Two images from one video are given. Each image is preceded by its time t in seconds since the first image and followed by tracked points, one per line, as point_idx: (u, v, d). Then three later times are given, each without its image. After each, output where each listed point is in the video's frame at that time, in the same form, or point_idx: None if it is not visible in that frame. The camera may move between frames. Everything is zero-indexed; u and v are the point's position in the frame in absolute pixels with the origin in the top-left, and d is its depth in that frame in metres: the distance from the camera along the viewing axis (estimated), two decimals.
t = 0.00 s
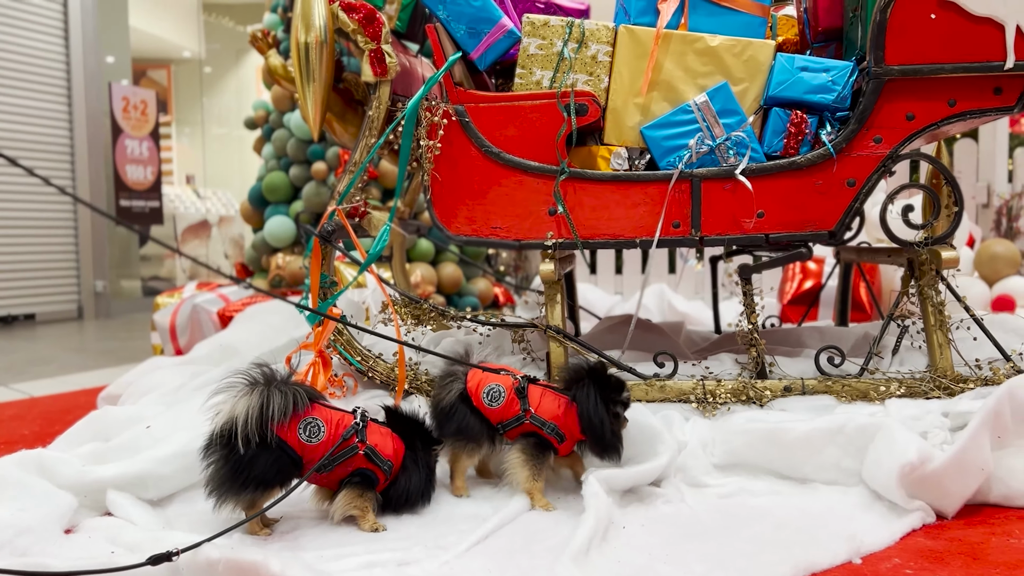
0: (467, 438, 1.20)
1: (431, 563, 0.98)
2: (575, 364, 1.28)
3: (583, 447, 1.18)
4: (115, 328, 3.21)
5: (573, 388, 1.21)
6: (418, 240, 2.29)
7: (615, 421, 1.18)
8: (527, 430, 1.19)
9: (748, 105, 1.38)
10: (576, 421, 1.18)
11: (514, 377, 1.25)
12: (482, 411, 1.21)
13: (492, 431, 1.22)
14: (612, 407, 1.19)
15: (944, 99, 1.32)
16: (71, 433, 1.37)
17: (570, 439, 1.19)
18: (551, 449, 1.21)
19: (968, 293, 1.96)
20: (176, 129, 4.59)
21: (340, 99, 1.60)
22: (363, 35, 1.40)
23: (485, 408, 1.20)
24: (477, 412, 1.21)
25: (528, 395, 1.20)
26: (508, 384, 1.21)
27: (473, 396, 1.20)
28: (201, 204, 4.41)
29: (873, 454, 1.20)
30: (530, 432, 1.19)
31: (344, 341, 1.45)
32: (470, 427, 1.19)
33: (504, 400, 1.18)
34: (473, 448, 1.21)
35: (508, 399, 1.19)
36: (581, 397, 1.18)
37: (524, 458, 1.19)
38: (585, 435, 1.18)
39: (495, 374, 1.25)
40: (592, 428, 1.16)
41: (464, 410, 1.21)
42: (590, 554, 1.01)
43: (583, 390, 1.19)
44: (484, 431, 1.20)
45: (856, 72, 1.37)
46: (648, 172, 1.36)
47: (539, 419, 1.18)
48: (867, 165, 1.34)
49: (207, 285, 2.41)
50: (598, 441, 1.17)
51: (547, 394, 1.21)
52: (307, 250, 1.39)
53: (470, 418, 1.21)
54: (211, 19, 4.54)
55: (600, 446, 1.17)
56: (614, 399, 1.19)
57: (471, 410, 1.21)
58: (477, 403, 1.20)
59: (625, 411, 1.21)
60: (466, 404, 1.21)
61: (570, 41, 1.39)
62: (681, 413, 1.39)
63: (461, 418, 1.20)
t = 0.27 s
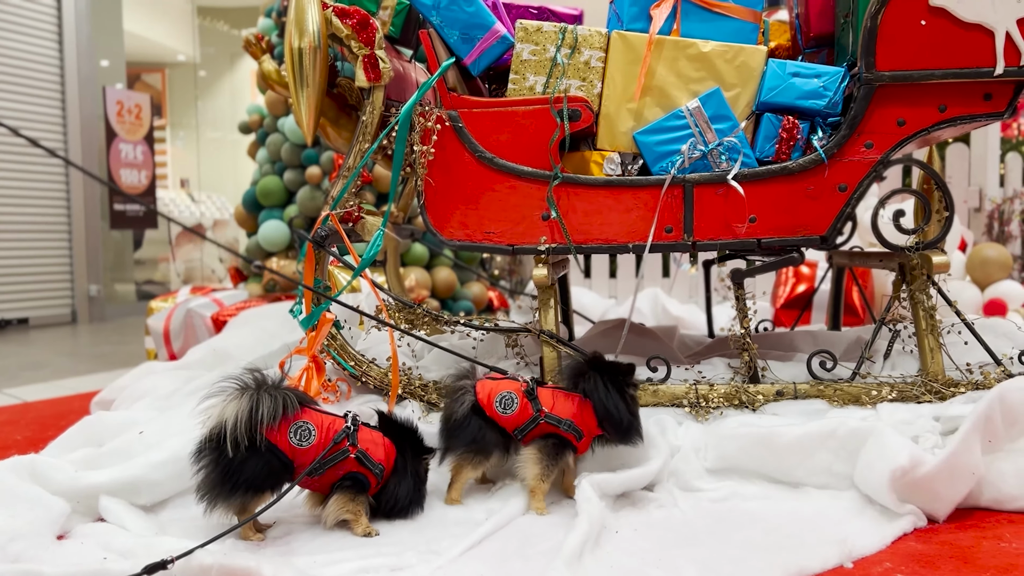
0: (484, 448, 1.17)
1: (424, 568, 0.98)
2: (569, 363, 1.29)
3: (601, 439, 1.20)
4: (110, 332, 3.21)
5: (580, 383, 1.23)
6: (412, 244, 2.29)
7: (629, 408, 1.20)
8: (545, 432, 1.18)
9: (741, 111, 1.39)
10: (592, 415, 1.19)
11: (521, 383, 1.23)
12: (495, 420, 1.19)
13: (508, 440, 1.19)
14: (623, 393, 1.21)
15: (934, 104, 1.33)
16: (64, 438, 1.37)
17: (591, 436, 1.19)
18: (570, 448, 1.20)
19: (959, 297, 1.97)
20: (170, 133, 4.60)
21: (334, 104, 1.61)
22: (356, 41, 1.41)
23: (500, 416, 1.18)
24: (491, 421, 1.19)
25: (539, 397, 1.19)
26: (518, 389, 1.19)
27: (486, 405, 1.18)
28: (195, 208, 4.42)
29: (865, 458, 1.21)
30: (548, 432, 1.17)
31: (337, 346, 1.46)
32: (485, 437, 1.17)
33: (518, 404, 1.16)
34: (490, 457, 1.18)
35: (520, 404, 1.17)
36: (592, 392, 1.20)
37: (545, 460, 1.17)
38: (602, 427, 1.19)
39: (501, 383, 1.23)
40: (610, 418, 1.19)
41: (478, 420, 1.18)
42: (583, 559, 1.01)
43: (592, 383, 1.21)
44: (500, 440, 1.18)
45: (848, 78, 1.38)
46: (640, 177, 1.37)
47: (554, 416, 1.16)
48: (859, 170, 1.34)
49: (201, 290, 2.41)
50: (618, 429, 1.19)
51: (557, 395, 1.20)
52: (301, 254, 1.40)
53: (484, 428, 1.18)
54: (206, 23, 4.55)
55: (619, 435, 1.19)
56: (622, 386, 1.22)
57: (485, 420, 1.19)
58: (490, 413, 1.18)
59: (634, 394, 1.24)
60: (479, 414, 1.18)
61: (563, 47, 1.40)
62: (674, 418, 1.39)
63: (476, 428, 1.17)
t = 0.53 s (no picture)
0: (489, 451, 1.18)
1: (417, 573, 0.98)
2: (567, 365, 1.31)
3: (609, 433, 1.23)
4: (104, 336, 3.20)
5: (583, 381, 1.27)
6: (407, 248, 2.29)
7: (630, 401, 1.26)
8: (556, 432, 1.19)
9: (732, 116, 1.40)
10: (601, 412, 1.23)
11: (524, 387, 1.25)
12: (503, 424, 1.20)
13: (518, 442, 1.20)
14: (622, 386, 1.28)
15: (924, 109, 1.34)
16: (56, 443, 1.37)
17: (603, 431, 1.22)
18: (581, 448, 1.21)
19: (951, 301, 1.99)
20: (164, 137, 4.59)
21: (328, 109, 1.61)
22: (350, 46, 1.42)
23: (507, 421, 1.19)
24: (497, 426, 1.20)
25: (545, 398, 1.21)
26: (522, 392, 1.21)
27: (492, 410, 1.19)
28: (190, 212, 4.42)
29: (856, 462, 1.21)
30: (560, 432, 1.19)
31: (330, 351, 1.46)
32: (492, 439, 1.18)
33: (524, 407, 1.18)
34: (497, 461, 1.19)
35: (526, 407, 1.19)
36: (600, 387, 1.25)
37: (562, 458, 1.20)
38: (611, 420, 1.23)
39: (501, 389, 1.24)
40: (616, 411, 1.24)
41: (481, 426, 1.19)
42: (575, 563, 1.02)
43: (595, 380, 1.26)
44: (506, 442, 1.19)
45: (838, 83, 1.39)
46: (633, 182, 1.37)
47: (565, 415, 1.18)
48: (850, 175, 1.35)
49: (195, 294, 2.41)
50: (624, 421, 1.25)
51: (563, 395, 1.22)
52: (294, 259, 1.40)
53: (490, 434, 1.19)
54: (200, 26, 4.54)
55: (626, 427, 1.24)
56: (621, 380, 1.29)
57: (489, 425, 1.19)
58: (497, 417, 1.19)
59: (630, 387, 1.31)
60: (484, 419, 1.19)
61: (555, 52, 1.40)
62: (666, 421, 1.40)
63: (480, 434, 1.18)
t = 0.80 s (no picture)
0: (491, 457, 1.16)
1: None
2: (558, 366, 1.32)
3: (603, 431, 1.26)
4: (98, 339, 3.20)
5: (580, 382, 1.28)
6: (401, 252, 2.30)
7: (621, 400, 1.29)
8: (563, 435, 1.19)
9: (723, 120, 1.41)
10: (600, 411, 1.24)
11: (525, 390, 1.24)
12: (509, 429, 1.18)
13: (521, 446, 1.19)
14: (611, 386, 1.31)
15: (914, 113, 1.35)
16: (49, 448, 1.37)
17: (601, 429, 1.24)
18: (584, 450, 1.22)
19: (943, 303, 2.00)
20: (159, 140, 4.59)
21: (321, 113, 1.61)
22: (343, 50, 1.42)
23: (514, 425, 1.17)
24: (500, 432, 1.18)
25: (550, 400, 1.20)
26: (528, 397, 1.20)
27: (498, 415, 1.17)
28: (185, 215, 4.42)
29: (847, 464, 1.22)
30: (567, 434, 1.19)
31: (324, 354, 1.47)
32: (497, 444, 1.17)
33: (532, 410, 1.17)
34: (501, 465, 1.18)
35: (533, 410, 1.18)
36: (597, 387, 1.27)
37: (566, 461, 1.21)
38: (605, 418, 1.25)
39: (500, 396, 1.22)
40: (609, 409, 1.27)
41: (487, 431, 1.17)
42: (567, 566, 1.02)
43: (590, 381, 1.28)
44: (508, 447, 1.19)
45: (829, 87, 1.40)
46: (625, 186, 1.38)
47: (572, 417, 1.19)
48: (840, 178, 1.36)
49: (189, 297, 2.41)
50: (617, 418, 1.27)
51: (564, 397, 1.23)
52: (287, 263, 1.41)
53: (495, 440, 1.17)
54: (195, 29, 4.54)
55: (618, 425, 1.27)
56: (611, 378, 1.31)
57: (494, 430, 1.17)
58: (503, 422, 1.17)
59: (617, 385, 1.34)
60: (491, 426, 1.17)
61: (548, 56, 1.41)
62: (658, 424, 1.40)
63: (486, 439, 1.16)
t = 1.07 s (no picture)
0: (486, 460, 1.16)
1: None
2: (539, 369, 1.32)
3: (593, 429, 1.27)
4: (92, 343, 3.20)
5: (568, 381, 1.29)
6: (395, 255, 2.30)
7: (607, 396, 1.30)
8: (556, 436, 1.20)
9: (715, 123, 1.41)
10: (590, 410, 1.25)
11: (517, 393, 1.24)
12: (502, 432, 1.18)
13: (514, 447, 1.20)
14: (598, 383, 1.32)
15: (904, 116, 1.36)
16: (42, 451, 1.37)
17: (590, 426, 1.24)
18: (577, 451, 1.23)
19: (935, 305, 2.01)
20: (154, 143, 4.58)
21: (315, 116, 1.62)
22: (336, 54, 1.44)
23: (508, 428, 1.17)
24: (493, 435, 1.18)
25: (542, 403, 1.21)
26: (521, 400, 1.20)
27: (491, 418, 1.17)
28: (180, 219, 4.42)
29: (838, 465, 1.22)
30: (560, 436, 1.20)
31: (317, 357, 1.46)
32: (491, 447, 1.17)
33: (526, 412, 1.18)
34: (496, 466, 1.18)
35: (526, 413, 1.19)
36: (584, 386, 1.27)
37: (559, 461, 1.21)
38: (594, 416, 1.26)
39: (492, 399, 1.22)
40: (598, 406, 1.27)
41: (482, 435, 1.17)
42: (559, 568, 1.02)
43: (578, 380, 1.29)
44: (503, 448, 1.19)
45: (820, 90, 1.40)
46: (617, 189, 1.38)
47: (565, 418, 1.20)
48: (831, 181, 1.36)
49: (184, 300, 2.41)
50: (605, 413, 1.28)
51: (555, 398, 1.24)
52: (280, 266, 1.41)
53: (489, 444, 1.17)
54: (190, 32, 4.53)
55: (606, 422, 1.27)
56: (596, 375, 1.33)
57: (488, 433, 1.17)
58: (497, 426, 1.17)
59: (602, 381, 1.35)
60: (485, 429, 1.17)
61: (540, 60, 1.42)
62: (651, 426, 1.41)
63: (480, 443, 1.16)
